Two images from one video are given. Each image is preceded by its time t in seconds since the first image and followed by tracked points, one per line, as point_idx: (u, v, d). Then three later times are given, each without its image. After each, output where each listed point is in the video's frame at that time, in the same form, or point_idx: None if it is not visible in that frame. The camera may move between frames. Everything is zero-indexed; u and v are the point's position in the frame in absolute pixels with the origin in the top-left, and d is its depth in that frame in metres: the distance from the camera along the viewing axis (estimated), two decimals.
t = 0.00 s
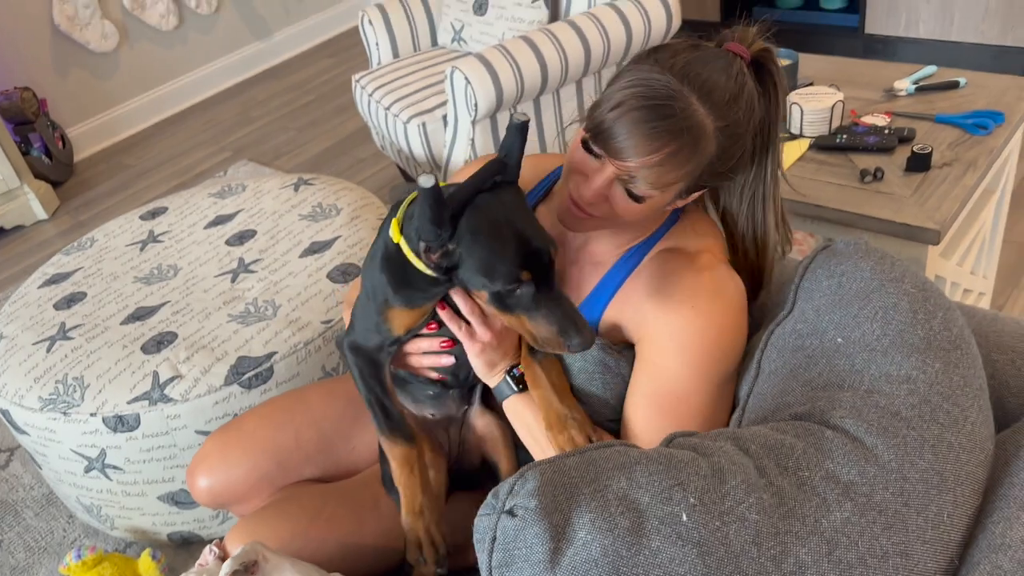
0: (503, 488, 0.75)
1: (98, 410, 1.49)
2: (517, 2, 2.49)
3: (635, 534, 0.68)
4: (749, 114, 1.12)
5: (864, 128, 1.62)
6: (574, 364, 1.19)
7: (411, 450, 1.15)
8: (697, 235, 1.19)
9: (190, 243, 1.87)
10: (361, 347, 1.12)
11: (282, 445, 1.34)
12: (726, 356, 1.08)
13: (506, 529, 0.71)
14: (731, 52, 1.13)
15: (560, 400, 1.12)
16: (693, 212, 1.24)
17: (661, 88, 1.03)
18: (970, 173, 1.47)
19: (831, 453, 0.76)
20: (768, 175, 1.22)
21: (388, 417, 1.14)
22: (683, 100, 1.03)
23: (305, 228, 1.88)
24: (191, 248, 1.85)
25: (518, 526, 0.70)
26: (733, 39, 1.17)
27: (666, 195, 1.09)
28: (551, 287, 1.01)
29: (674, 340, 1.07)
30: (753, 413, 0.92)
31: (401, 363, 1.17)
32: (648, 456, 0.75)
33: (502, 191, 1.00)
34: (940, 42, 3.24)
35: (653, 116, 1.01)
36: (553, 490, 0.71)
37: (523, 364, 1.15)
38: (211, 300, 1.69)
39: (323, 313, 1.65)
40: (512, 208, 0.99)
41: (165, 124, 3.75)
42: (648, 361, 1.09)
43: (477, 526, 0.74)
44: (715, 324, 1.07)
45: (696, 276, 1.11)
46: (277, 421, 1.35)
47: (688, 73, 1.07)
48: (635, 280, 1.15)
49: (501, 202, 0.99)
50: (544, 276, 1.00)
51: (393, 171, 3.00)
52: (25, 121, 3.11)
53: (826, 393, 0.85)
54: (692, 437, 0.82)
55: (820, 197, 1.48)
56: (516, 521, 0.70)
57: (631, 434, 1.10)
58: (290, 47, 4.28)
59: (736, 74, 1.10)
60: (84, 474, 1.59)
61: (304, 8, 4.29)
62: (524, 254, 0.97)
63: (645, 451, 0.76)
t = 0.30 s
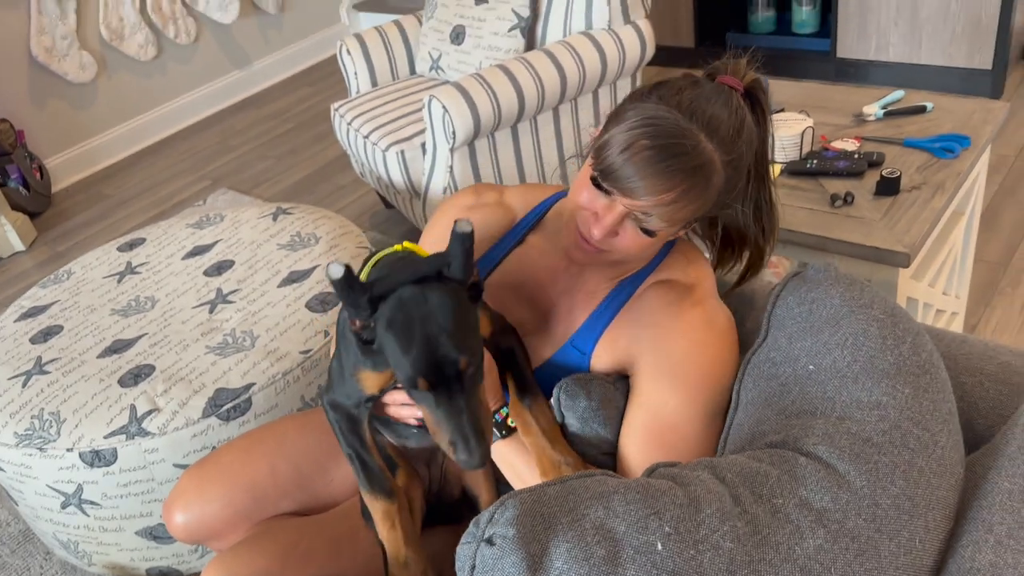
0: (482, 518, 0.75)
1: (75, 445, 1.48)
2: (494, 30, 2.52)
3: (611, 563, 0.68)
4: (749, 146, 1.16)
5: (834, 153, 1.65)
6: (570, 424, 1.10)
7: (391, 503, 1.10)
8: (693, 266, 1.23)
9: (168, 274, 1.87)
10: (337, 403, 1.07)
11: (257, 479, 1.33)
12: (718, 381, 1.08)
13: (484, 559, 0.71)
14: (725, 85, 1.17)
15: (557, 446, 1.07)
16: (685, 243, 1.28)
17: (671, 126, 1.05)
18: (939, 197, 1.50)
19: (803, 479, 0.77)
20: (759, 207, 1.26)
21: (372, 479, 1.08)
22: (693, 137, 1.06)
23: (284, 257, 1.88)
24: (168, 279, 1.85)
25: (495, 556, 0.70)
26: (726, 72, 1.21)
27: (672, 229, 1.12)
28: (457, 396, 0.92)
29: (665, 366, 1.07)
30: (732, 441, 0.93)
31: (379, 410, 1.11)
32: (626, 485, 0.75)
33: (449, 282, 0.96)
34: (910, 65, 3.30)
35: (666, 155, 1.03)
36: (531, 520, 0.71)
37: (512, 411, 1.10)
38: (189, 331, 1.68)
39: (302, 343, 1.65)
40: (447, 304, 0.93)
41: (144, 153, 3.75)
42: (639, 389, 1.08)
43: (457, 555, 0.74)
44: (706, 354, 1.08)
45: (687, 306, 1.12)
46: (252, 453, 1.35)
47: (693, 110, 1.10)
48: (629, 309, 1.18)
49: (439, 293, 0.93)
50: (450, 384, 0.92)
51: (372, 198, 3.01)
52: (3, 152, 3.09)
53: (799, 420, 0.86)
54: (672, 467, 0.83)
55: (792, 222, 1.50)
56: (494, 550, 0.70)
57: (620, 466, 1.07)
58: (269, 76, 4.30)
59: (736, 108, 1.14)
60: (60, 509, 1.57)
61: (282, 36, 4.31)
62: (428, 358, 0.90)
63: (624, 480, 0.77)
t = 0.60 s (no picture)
0: (477, 535, 0.74)
1: (64, 465, 1.47)
2: (484, 49, 2.54)
3: None
4: (734, 165, 1.17)
5: (822, 169, 1.66)
6: (568, 446, 1.10)
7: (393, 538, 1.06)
8: (683, 283, 1.23)
9: (158, 293, 1.86)
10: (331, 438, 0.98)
11: (248, 498, 1.32)
12: (710, 401, 1.07)
13: None
14: (708, 106, 1.17)
15: (552, 466, 1.07)
16: (673, 262, 1.27)
17: (656, 144, 1.08)
18: (927, 212, 1.51)
19: (796, 495, 0.77)
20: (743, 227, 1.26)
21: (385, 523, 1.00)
22: (679, 156, 1.08)
23: (275, 275, 1.88)
24: (159, 297, 1.84)
25: (490, 572, 0.70)
26: (708, 93, 1.21)
27: (659, 249, 1.14)
28: (370, 470, 0.95)
29: (657, 388, 1.07)
30: (727, 458, 0.93)
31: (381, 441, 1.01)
32: (620, 502, 0.75)
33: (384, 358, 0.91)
34: (896, 81, 3.34)
35: (652, 172, 1.06)
36: (525, 537, 0.71)
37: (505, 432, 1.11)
38: (179, 350, 1.68)
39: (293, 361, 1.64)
40: (373, 383, 0.91)
41: (134, 171, 3.74)
42: (634, 411, 1.08)
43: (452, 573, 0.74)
44: (699, 375, 1.07)
45: (678, 326, 1.11)
46: (244, 472, 1.34)
47: (677, 129, 1.12)
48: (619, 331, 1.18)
49: (366, 365, 0.91)
50: (363, 458, 0.95)
51: (363, 215, 3.01)
52: None
53: (792, 436, 0.86)
54: (667, 484, 0.82)
55: (782, 238, 1.51)
56: (488, 566, 0.70)
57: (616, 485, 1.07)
58: (260, 94, 4.31)
59: (720, 129, 1.15)
60: (49, 531, 1.55)
61: (273, 55, 4.33)
62: (344, 432, 0.93)
63: (618, 497, 0.77)
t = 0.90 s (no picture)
0: (477, 534, 0.74)
1: (61, 466, 1.46)
2: (483, 51, 2.54)
3: None
4: (720, 164, 1.17)
5: (822, 172, 1.66)
6: (567, 447, 1.09)
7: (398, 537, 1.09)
8: (676, 284, 1.22)
9: (156, 294, 1.85)
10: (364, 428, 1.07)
11: (246, 499, 1.32)
12: (705, 403, 1.06)
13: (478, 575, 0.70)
14: (695, 105, 1.17)
15: (552, 463, 1.06)
16: (668, 262, 1.27)
17: (639, 143, 1.08)
18: (926, 215, 1.51)
19: (797, 496, 0.77)
20: (734, 226, 1.26)
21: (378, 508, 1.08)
22: (661, 154, 1.08)
23: (273, 277, 1.87)
24: (156, 299, 1.84)
25: (489, 571, 0.69)
26: (696, 93, 1.21)
27: (644, 249, 1.13)
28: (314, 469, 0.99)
29: (652, 389, 1.06)
30: (726, 459, 0.93)
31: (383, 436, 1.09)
32: (620, 501, 0.75)
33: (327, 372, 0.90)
34: (895, 85, 3.34)
35: (634, 170, 1.06)
36: (524, 536, 0.70)
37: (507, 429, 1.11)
38: (176, 351, 1.67)
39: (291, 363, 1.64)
40: (314, 396, 0.92)
41: (132, 173, 3.74)
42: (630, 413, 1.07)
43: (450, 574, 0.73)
44: (693, 375, 1.07)
45: (672, 328, 1.11)
46: (242, 473, 1.34)
47: (660, 127, 1.12)
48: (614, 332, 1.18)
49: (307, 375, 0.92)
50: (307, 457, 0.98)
51: (361, 218, 3.01)
52: None
53: (792, 436, 0.86)
54: (667, 485, 0.82)
55: (781, 240, 1.51)
56: (487, 567, 0.69)
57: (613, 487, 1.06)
58: (259, 97, 4.31)
59: (705, 127, 1.14)
60: (44, 533, 1.54)
61: (271, 58, 4.33)
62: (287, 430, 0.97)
63: (618, 497, 0.76)
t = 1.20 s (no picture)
0: (483, 528, 0.73)
1: (63, 459, 1.46)
2: (487, 47, 2.54)
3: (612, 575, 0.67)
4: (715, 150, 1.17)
5: (827, 169, 1.66)
6: (570, 440, 1.09)
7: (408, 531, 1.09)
8: (679, 276, 1.22)
9: (159, 288, 1.85)
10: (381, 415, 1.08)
11: (248, 492, 1.32)
12: (708, 396, 1.06)
13: (484, 569, 0.69)
14: (691, 93, 1.17)
15: (555, 456, 1.06)
16: (669, 253, 1.27)
17: (628, 126, 1.09)
18: (932, 213, 1.51)
19: (805, 492, 0.76)
20: (734, 215, 1.25)
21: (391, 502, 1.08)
22: (650, 137, 1.09)
23: (276, 271, 1.87)
24: (159, 293, 1.83)
25: (495, 565, 0.69)
26: (693, 81, 1.21)
27: (640, 235, 1.13)
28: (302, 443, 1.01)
29: (652, 384, 1.06)
30: (732, 455, 0.92)
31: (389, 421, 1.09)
32: (626, 497, 0.74)
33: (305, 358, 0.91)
34: (899, 84, 3.34)
35: (622, 152, 1.07)
36: (531, 531, 0.70)
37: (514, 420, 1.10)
38: (179, 345, 1.67)
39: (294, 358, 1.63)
40: (291, 382, 0.94)
41: (135, 168, 3.74)
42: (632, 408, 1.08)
43: (456, 566, 0.73)
44: (694, 369, 1.06)
45: (674, 322, 1.10)
46: (244, 467, 1.33)
47: (652, 112, 1.12)
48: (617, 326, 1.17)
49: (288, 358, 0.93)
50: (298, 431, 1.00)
51: (364, 214, 3.01)
52: None
53: (799, 432, 0.86)
54: (673, 480, 0.82)
55: (786, 237, 1.51)
56: (493, 561, 0.69)
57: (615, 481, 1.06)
58: (261, 92, 4.30)
59: (699, 112, 1.14)
60: (47, 526, 1.54)
61: (275, 53, 4.32)
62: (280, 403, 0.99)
63: (624, 492, 0.76)
